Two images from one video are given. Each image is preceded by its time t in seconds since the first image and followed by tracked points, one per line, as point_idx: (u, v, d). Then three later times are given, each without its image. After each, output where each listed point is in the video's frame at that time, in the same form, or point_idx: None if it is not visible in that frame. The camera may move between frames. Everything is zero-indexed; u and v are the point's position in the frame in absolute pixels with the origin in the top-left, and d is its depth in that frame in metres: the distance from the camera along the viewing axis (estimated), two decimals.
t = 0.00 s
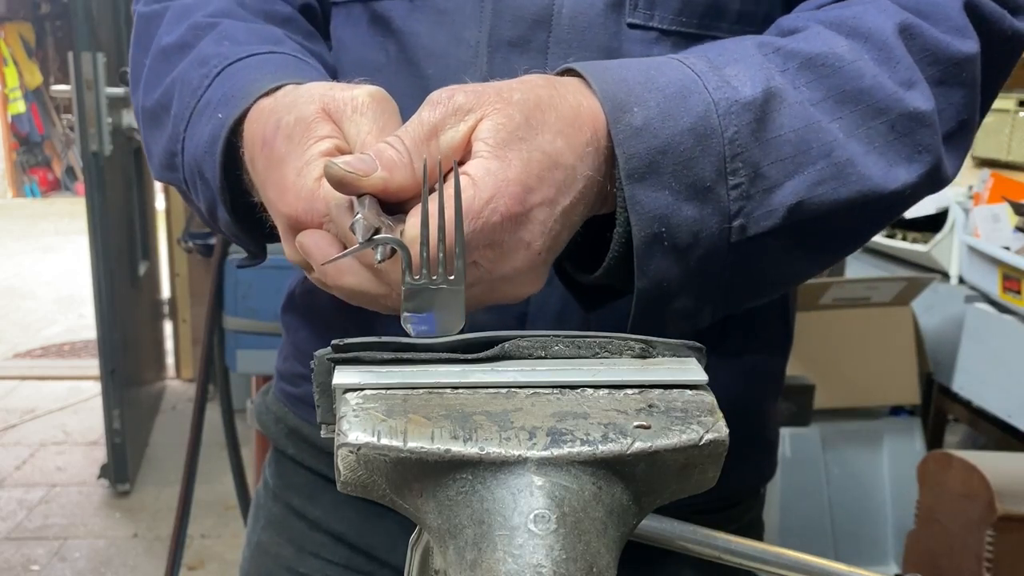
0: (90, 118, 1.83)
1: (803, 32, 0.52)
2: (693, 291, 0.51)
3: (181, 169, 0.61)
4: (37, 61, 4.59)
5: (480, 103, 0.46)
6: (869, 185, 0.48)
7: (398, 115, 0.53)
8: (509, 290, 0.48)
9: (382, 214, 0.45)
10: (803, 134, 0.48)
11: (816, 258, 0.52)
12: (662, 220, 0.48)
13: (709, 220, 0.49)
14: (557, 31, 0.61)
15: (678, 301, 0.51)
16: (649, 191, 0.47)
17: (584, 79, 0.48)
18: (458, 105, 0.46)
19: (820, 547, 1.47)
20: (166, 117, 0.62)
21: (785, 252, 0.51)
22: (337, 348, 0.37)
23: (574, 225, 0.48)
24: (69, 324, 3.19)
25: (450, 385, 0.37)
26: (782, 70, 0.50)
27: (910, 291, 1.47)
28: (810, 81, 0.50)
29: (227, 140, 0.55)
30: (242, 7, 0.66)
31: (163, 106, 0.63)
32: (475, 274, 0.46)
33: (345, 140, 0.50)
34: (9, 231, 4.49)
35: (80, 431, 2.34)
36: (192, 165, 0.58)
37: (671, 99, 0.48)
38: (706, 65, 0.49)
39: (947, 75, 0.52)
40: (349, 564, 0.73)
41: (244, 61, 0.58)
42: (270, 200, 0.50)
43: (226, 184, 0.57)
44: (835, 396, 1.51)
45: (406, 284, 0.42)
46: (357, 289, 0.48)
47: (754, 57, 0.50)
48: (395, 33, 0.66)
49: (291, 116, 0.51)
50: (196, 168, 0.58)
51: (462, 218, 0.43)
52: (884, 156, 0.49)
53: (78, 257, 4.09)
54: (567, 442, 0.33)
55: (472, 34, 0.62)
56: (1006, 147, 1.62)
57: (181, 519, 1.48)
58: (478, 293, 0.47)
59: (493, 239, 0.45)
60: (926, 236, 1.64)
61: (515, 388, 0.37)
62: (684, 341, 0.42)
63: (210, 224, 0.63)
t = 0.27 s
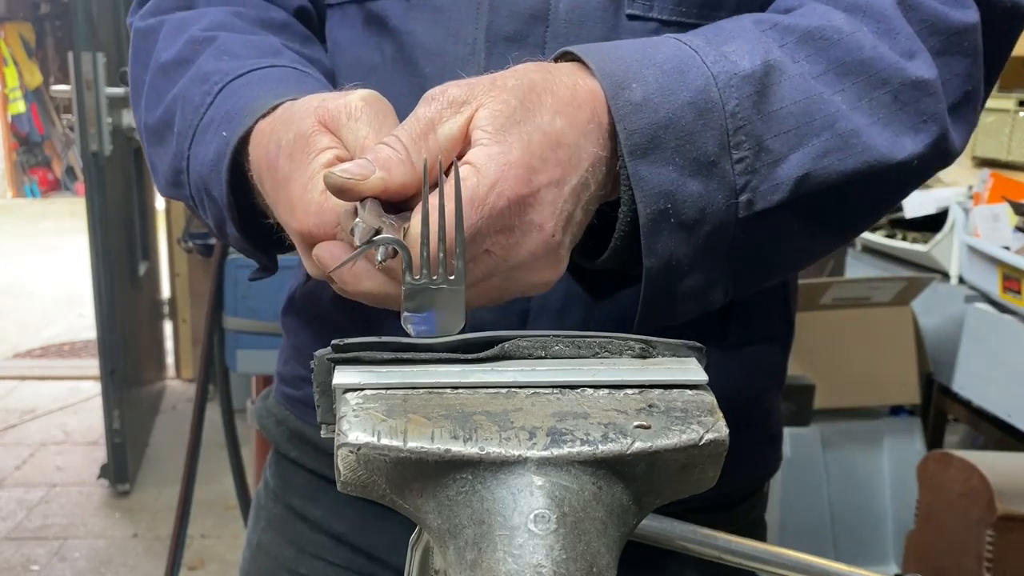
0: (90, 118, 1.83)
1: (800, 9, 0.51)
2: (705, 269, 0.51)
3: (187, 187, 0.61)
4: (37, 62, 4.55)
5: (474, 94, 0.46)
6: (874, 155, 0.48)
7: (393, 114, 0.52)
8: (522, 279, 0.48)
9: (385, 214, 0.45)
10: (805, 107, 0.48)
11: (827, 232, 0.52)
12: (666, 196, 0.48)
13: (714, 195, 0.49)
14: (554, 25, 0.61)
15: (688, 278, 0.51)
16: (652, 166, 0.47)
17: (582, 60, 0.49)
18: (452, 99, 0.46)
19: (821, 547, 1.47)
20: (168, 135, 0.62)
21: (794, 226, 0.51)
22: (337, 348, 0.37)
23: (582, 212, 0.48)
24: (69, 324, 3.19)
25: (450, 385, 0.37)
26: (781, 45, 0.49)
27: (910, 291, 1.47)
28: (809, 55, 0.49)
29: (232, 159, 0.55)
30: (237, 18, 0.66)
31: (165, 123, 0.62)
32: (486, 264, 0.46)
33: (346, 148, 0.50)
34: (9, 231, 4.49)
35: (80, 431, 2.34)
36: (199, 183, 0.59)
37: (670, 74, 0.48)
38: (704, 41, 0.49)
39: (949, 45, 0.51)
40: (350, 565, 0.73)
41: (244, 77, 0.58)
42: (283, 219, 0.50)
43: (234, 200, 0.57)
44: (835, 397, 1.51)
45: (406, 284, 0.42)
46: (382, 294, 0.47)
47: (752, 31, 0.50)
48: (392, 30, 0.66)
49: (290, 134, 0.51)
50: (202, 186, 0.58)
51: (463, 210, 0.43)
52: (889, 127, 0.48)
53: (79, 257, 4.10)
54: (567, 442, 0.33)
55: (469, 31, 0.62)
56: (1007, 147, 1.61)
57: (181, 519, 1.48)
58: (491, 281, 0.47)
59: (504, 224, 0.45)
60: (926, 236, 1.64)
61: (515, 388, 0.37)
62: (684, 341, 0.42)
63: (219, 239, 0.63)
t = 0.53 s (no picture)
0: (90, 118, 1.83)
1: None
2: (716, 243, 0.50)
3: (194, 207, 0.61)
4: (37, 62, 4.40)
5: (462, 90, 0.46)
6: (879, 114, 0.47)
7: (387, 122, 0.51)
8: (535, 267, 0.47)
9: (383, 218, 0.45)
10: (803, 71, 0.48)
11: (837, 197, 0.51)
12: (668, 169, 0.47)
13: (717, 166, 0.48)
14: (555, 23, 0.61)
15: (699, 253, 0.50)
16: (650, 140, 0.47)
17: (572, 43, 0.49)
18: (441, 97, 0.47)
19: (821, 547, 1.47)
20: (172, 154, 0.62)
21: (803, 192, 0.50)
22: (337, 348, 0.37)
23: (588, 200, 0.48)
24: (69, 324, 3.19)
25: (450, 386, 0.37)
26: (773, 13, 0.49)
27: (910, 291, 1.47)
28: (803, 21, 0.49)
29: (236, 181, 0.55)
30: (236, 32, 0.65)
31: (168, 143, 0.63)
32: (495, 254, 0.46)
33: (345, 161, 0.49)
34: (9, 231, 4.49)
35: (80, 432, 2.34)
36: (205, 204, 0.59)
37: (661, 47, 0.48)
38: (695, 14, 0.50)
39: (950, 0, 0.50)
40: (354, 564, 0.73)
41: (245, 97, 0.58)
42: (295, 241, 0.50)
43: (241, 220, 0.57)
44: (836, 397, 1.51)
45: (406, 284, 0.42)
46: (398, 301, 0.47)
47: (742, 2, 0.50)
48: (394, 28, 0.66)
49: (290, 155, 0.51)
50: (209, 208, 0.58)
51: (462, 203, 0.43)
52: (892, 85, 0.48)
53: (78, 257, 4.10)
54: (567, 442, 0.33)
55: (470, 32, 0.63)
56: (1007, 147, 1.62)
57: (182, 519, 1.48)
58: (504, 268, 0.47)
59: (511, 208, 0.45)
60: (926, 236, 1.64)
61: (515, 388, 0.37)
62: (684, 342, 0.42)
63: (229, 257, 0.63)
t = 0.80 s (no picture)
0: (90, 118, 1.82)
1: None
2: (733, 201, 0.50)
3: (204, 218, 0.61)
4: (37, 62, 4.40)
5: (453, 78, 0.47)
6: (879, 50, 0.47)
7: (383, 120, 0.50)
8: (548, 245, 0.47)
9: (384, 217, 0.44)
10: (795, 15, 0.48)
11: (848, 142, 0.51)
12: (671, 127, 0.48)
13: (722, 119, 0.48)
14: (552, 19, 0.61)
15: (719, 209, 0.50)
16: (650, 101, 0.47)
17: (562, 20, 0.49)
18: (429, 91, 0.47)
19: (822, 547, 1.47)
20: (180, 166, 0.62)
21: (813, 139, 0.50)
22: (337, 348, 0.37)
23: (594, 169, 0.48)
24: (70, 324, 3.19)
25: (450, 385, 0.37)
26: None
27: (910, 291, 1.47)
28: None
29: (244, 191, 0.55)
30: (238, 42, 0.65)
31: (175, 155, 0.63)
32: (503, 236, 0.46)
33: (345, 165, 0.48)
34: (10, 231, 4.49)
35: (81, 431, 2.34)
36: (215, 213, 0.59)
37: (650, 10, 0.48)
38: None
39: None
40: (358, 560, 0.73)
41: (249, 106, 0.58)
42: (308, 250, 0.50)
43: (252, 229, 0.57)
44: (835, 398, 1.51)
45: (406, 284, 0.42)
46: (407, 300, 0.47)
47: None
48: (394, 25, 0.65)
49: (292, 163, 0.51)
50: (219, 216, 0.58)
51: (462, 188, 0.43)
52: (890, 20, 0.48)
53: (78, 257, 4.10)
54: (566, 442, 0.33)
55: (467, 28, 0.62)
56: (1007, 146, 1.61)
57: (182, 517, 1.48)
58: (517, 248, 0.47)
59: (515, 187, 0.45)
60: (927, 236, 1.64)
61: (515, 387, 0.37)
62: (684, 342, 0.42)
63: (242, 265, 0.64)
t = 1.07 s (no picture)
0: (90, 118, 1.83)
1: None
2: (733, 243, 0.51)
3: (199, 197, 0.61)
4: (37, 62, 4.41)
5: (474, 95, 0.46)
6: (880, 105, 0.48)
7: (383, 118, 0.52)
8: (532, 281, 0.48)
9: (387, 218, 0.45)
10: (805, 66, 0.48)
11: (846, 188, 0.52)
12: (687, 173, 0.48)
13: (733, 167, 0.49)
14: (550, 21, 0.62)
15: (720, 253, 0.51)
16: (666, 148, 0.47)
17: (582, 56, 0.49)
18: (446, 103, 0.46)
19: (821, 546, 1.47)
20: (175, 148, 0.62)
21: (814, 186, 0.51)
22: (337, 348, 0.37)
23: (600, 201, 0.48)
24: (69, 324, 3.19)
25: (450, 385, 0.37)
26: (772, 10, 0.50)
27: (909, 292, 1.47)
28: (801, 16, 0.49)
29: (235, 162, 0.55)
30: (245, 38, 0.66)
31: (172, 136, 0.62)
32: (491, 265, 0.46)
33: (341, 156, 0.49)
34: (9, 231, 4.49)
35: (80, 431, 2.34)
36: (208, 189, 0.59)
37: (672, 54, 0.48)
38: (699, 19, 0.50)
39: None
40: (348, 553, 0.73)
41: (247, 90, 0.59)
42: (286, 231, 0.51)
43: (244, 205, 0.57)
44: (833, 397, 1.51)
45: (406, 285, 0.42)
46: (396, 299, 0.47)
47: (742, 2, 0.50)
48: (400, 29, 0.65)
49: (285, 145, 0.51)
50: (212, 191, 0.58)
51: (465, 212, 0.43)
52: (891, 75, 0.48)
53: (78, 257, 4.10)
54: (567, 442, 0.33)
55: (472, 32, 0.63)
56: (1006, 147, 1.61)
57: (182, 517, 1.48)
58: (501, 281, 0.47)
59: (511, 224, 0.45)
60: (926, 236, 1.64)
61: (516, 388, 0.37)
62: (684, 342, 0.42)
63: (236, 250, 0.63)
